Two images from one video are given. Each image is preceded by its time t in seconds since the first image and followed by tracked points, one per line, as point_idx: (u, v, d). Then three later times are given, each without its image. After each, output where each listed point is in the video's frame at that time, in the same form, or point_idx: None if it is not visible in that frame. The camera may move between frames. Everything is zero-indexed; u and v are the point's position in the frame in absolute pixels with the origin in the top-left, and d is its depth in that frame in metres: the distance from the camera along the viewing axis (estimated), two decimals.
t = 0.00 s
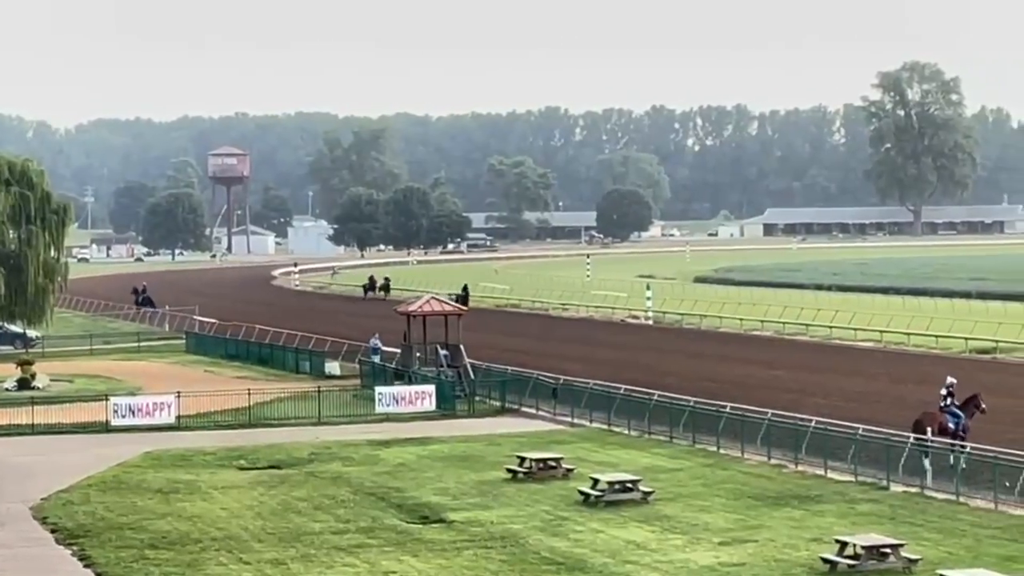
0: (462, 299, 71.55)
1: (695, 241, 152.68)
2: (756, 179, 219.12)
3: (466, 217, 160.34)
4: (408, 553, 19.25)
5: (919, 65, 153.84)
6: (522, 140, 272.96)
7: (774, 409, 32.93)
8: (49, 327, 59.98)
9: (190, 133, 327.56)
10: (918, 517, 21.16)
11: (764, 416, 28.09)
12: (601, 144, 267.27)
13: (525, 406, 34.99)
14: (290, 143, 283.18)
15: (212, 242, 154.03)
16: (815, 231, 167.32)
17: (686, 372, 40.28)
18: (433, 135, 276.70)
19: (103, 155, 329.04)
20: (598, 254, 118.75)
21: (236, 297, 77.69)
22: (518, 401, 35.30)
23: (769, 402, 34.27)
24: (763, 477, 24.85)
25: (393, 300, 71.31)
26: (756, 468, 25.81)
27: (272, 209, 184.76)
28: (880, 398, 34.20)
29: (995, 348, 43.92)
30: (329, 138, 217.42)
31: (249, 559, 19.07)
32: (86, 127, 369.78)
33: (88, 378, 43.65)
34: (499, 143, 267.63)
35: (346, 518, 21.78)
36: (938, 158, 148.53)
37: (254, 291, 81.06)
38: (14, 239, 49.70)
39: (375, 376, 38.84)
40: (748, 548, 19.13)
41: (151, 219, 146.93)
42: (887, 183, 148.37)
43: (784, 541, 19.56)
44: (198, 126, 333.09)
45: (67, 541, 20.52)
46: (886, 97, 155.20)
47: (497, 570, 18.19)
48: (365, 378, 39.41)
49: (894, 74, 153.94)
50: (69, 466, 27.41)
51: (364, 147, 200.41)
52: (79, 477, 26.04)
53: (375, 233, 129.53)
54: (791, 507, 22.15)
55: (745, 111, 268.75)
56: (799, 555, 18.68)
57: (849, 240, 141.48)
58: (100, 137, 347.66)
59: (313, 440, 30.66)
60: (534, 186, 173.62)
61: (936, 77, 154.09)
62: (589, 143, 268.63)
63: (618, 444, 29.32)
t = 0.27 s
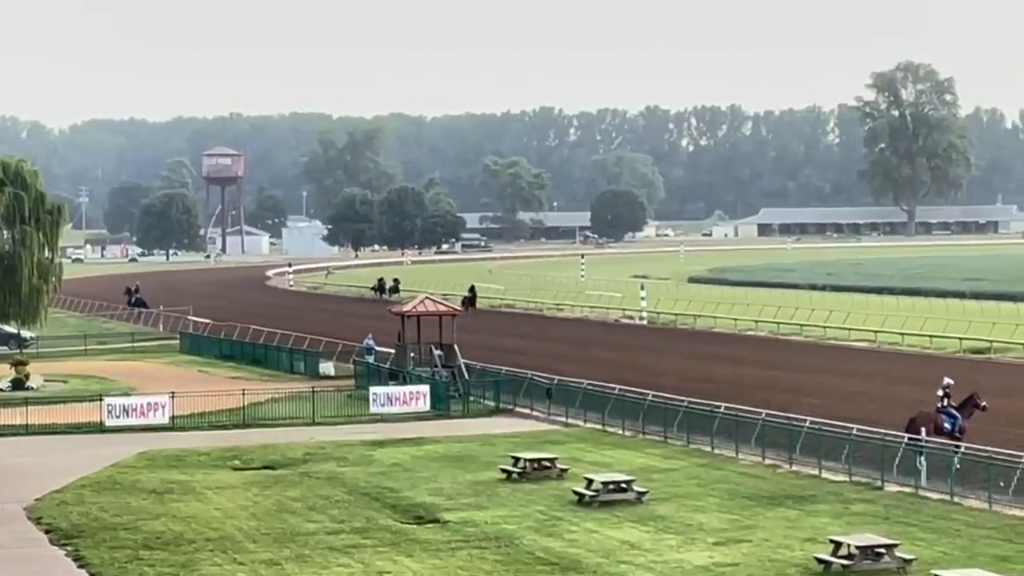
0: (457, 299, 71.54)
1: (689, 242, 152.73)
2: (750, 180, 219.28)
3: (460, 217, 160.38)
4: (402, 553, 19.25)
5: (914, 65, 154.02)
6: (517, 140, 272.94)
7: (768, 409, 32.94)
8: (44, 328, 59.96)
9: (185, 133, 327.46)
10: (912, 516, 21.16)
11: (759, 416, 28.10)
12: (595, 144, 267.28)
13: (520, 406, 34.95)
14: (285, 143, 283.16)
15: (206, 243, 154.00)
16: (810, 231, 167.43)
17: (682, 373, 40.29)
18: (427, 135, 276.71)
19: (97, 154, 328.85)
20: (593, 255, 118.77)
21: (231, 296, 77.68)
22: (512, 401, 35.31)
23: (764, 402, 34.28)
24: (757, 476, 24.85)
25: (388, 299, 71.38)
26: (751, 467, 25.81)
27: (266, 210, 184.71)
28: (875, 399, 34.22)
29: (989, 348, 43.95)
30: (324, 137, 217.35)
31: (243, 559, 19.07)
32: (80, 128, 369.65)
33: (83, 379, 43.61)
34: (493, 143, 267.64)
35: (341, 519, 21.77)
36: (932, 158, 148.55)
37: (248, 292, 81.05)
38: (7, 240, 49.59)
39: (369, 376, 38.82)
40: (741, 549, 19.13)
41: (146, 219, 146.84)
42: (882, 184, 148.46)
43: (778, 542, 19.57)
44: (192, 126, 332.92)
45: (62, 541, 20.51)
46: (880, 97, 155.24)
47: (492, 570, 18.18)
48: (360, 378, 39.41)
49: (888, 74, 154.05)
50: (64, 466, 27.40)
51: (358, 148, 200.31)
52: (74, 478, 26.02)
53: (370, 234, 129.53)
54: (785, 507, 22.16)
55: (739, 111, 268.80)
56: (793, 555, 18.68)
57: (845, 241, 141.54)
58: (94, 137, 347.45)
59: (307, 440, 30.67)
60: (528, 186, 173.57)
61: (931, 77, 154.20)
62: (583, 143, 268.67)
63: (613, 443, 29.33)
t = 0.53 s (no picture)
0: (452, 299, 71.52)
1: (684, 241, 152.76)
2: (745, 179, 219.37)
3: (455, 217, 160.40)
4: (398, 552, 19.24)
5: (909, 64, 154.04)
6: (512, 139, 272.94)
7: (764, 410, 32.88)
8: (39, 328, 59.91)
9: (180, 133, 327.31)
10: (907, 516, 21.15)
11: (754, 416, 28.09)
12: (589, 143, 267.28)
13: (515, 406, 34.95)
14: (280, 143, 283.14)
15: (202, 243, 154.03)
16: (804, 230, 167.53)
17: (677, 373, 40.21)
18: (421, 134, 276.69)
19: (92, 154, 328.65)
20: (588, 255, 118.73)
21: (226, 297, 77.61)
22: (508, 401, 35.29)
23: (760, 401, 34.19)
24: (752, 476, 24.86)
25: (383, 300, 71.24)
26: (746, 468, 25.80)
27: (261, 209, 184.66)
28: (871, 398, 34.16)
29: (985, 348, 43.90)
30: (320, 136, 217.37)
31: (239, 558, 19.06)
32: (75, 128, 369.41)
33: (79, 378, 43.57)
34: (488, 143, 267.57)
35: (336, 518, 21.77)
36: (927, 158, 148.59)
37: (243, 292, 80.97)
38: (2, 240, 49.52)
39: (364, 375, 38.81)
40: (737, 549, 19.11)
41: (140, 219, 146.71)
42: (877, 184, 148.59)
43: (773, 542, 19.56)
44: (188, 126, 332.70)
45: (56, 542, 20.50)
46: (875, 96, 155.26)
47: (488, 569, 18.18)
48: (355, 377, 39.39)
49: (883, 74, 154.15)
50: (61, 465, 27.39)
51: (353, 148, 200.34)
52: (69, 478, 25.99)
53: (365, 234, 129.51)
54: (781, 506, 22.15)
55: (734, 111, 268.88)
56: (789, 554, 18.69)
57: (840, 241, 141.56)
58: (89, 137, 347.18)
59: (303, 440, 30.64)
60: (523, 186, 173.55)
61: (926, 77, 154.25)
62: (578, 142, 268.66)
63: (609, 443, 29.32)
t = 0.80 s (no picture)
0: (446, 299, 71.46)
1: (679, 240, 152.76)
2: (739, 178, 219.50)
3: (450, 217, 160.37)
4: (391, 551, 19.25)
5: (903, 64, 154.17)
6: (507, 138, 272.97)
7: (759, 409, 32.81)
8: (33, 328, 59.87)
9: (175, 132, 327.08)
10: (902, 515, 21.15)
11: (749, 415, 28.08)
12: (584, 143, 267.35)
13: (510, 406, 34.95)
14: (274, 143, 282.99)
15: (197, 242, 153.98)
16: (798, 230, 167.65)
17: (671, 373, 40.11)
18: (415, 133, 276.75)
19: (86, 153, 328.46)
20: (583, 254, 118.75)
21: (220, 297, 77.49)
22: (503, 400, 35.29)
23: (755, 401, 34.13)
24: (746, 475, 24.87)
25: (378, 300, 71.08)
26: (740, 467, 25.80)
27: (256, 209, 184.60)
28: (865, 398, 34.08)
29: (979, 348, 43.85)
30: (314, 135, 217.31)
31: (234, 558, 19.06)
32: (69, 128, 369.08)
33: (73, 378, 43.52)
34: (482, 142, 267.55)
35: (332, 518, 21.74)
36: (922, 157, 148.68)
37: (238, 291, 80.88)
38: None
39: (359, 375, 38.80)
40: (732, 549, 19.11)
41: (134, 218, 146.58)
42: (871, 183, 148.77)
43: (767, 540, 19.58)
44: (182, 125, 332.45)
45: (51, 541, 20.48)
46: (869, 96, 155.34)
47: (482, 568, 18.18)
48: (350, 377, 39.37)
49: (877, 73, 154.26)
50: (54, 465, 27.34)
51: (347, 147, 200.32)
52: (63, 478, 25.95)
53: (359, 233, 129.46)
54: (776, 505, 22.15)
55: (728, 111, 269.04)
56: (784, 553, 18.68)
57: (835, 239, 141.67)
58: (83, 137, 346.88)
59: (297, 440, 30.61)
60: (517, 185, 173.53)
61: (920, 76, 154.34)
62: (572, 142, 268.68)
63: (604, 442, 29.32)
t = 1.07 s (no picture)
0: (439, 298, 71.42)
1: (672, 239, 152.54)
2: (733, 178, 219.43)
3: (444, 216, 160.14)
4: (385, 552, 19.21)
5: (897, 62, 153.93)
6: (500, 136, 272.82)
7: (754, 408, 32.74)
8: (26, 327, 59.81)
9: (169, 131, 326.77)
10: (895, 514, 21.18)
11: (742, 414, 28.09)
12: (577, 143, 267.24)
13: (503, 404, 34.94)
14: (268, 142, 282.81)
15: (190, 241, 153.88)
16: (792, 229, 167.52)
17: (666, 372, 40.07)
18: (408, 132, 276.66)
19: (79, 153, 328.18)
20: (576, 252, 118.59)
21: (213, 296, 77.36)
22: (497, 399, 35.27)
23: (748, 400, 34.06)
24: (739, 474, 24.88)
25: (373, 299, 70.97)
26: (734, 466, 25.79)
27: (250, 209, 184.43)
28: (859, 397, 34.05)
29: (973, 346, 43.85)
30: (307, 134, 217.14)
31: (228, 558, 19.05)
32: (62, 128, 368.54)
33: (66, 377, 43.44)
34: (475, 142, 267.37)
35: (325, 519, 21.72)
36: (915, 156, 148.55)
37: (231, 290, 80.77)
38: None
39: (353, 373, 38.77)
40: (725, 548, 19.14)
41: (128, 217, 146.39)
42: (865, 182, 148.71)
43: (762, 539, 19.58)
44: (176, 124, 332.08)
45: (44, 540, 20.45)
46: (863, 94, 155.15)
47: (477, 568, 18.17)
48: (343, 376, 39.35)
49: (871, 72, 154.04)
50: (48, 465, 27.28)
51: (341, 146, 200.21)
52: (56, 477, 25.93)
53: (352, 233, 129.26)
54: (769, 504, 22.15)
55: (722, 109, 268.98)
56: (777, 552, 18.70)
57: (828, 237, 141.60)
58: (76, 136, 346.58)
59: (291, 439, 30.58)
60: (511, 185, 173.35)
61: (914, 75, 154.02)
62: (565, 141, 268.57)
63: (597, 442, 29.31)
